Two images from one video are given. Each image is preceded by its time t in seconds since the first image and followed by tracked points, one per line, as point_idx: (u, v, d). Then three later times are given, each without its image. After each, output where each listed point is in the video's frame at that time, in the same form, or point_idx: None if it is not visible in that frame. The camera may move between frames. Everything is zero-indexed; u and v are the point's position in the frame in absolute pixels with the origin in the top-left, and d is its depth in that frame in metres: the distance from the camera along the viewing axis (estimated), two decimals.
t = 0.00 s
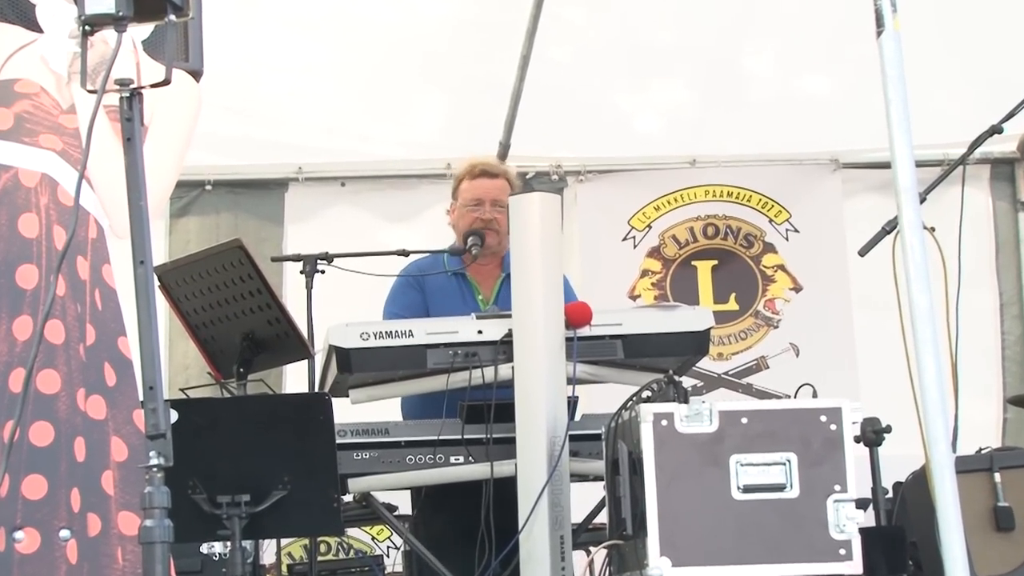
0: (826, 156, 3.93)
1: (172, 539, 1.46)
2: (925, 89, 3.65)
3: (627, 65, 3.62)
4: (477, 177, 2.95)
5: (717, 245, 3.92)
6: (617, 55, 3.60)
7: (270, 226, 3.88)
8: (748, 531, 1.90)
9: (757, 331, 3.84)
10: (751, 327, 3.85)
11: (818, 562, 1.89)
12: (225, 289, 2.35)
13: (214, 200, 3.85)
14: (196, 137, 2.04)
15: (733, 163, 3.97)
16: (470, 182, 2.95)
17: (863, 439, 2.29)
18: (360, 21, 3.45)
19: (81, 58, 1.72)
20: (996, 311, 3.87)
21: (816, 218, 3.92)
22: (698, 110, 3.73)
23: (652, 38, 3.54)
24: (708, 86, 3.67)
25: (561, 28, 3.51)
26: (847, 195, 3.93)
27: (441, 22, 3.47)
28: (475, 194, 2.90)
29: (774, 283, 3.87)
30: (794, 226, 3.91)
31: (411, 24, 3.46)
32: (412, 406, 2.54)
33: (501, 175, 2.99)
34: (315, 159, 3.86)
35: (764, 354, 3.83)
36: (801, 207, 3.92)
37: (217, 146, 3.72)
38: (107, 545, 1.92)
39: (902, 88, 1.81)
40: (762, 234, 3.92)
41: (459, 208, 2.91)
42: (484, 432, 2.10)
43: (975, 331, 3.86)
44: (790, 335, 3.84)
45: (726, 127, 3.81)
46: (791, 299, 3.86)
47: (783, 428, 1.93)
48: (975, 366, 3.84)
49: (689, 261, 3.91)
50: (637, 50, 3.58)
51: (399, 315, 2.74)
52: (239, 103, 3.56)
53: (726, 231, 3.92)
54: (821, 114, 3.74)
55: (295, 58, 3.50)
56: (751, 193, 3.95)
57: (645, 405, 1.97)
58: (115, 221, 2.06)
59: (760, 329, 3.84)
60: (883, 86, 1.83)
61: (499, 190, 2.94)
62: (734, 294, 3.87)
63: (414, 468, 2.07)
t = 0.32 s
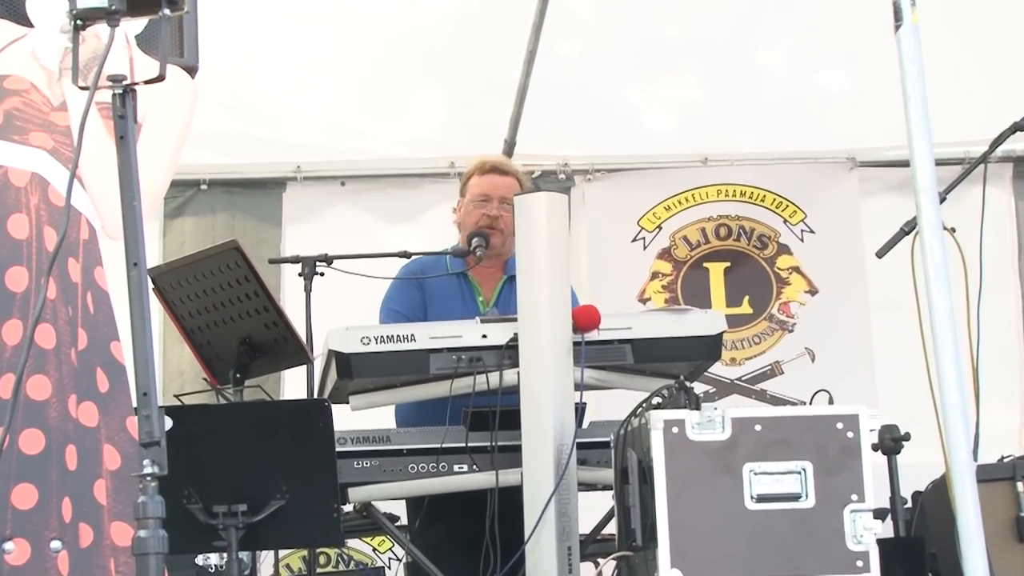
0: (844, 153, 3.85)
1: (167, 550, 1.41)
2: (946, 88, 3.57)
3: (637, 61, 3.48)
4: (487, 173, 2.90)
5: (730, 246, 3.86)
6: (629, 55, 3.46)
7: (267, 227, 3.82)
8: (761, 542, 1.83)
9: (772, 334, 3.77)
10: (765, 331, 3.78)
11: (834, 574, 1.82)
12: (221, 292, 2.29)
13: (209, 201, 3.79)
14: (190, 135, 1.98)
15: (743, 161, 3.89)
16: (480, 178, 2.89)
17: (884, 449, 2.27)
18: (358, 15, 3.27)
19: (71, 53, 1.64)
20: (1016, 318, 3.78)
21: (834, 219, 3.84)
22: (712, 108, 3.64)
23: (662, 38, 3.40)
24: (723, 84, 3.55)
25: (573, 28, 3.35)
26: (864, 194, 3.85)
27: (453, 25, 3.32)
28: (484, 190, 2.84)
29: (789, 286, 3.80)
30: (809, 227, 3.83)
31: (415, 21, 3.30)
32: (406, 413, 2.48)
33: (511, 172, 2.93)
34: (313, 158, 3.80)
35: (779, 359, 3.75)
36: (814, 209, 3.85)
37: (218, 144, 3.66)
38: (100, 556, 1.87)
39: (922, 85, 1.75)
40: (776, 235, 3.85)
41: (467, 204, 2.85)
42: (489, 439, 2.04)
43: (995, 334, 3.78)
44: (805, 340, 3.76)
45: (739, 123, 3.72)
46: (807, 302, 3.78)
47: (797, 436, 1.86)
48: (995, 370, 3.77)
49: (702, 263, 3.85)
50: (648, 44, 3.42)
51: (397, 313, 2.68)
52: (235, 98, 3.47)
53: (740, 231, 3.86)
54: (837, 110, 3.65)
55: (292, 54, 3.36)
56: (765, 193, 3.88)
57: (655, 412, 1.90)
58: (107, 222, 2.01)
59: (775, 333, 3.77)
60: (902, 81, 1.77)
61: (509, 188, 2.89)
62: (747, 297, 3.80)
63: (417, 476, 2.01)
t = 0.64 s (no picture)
0: (863, 149, 3.74)
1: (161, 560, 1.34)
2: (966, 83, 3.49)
3: (649, 54, 3.39)
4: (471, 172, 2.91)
5: (744, 245, 3.75)
6: (639, 48, 3.38)
7: (265, 225, 3.74)
8: (777, 552, 1.75)
9: (788, 337, 3.66)
10: (781, 333, 3.67)
11: None
12: (218, 293, 2.23)
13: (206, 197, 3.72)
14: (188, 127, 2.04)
15: (756, 157, 3.80)
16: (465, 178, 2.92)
17: (903, 455, 2.26)
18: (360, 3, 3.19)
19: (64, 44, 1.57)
20: None
21: (853, 216, 3.73)
22: (725, 102, 3.55)
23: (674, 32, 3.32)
24: (738, 77, 3.46)
25: (580, 20, 3.26)
26: (884, 191, 3.74)
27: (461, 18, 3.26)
28: (465, 189, 2.86)
29: (806, 286, 3.69)
30: (827, 226, 3.73)
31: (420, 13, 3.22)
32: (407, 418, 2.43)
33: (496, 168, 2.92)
34: (311, 154, 3.72)
35: (795, 362, 3.65)
36: (830, 206, 3.75)
37: (217, 140, 3.58)
38: (93, 564, 1.85)
39: (943, 76, 1.68)
40: (793, 234, 3.74)
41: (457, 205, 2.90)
42: (496, 445, 1.98)
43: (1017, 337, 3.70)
44: (823, 341, 3.65)
45: (756, 118, 3.62)
46: (824, 302, 3.67)
47: (815, 441, 1.78)
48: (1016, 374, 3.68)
49: (715, 262, 3.73)
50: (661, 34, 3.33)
51: (398, 317, 2.61)
52: (231, 91, 3.40)
53: (755, 230, 3.76)
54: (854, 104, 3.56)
55: (294, 47, 3.30)
56: (781, 190, 3.78)
57: (667, 416, 1.83)
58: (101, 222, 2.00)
59: (790, 335, 3.66)
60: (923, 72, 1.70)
61: (494, 181, 2.86)
62: (763, 298, 3.70)
63: (421, 483, 1.95)
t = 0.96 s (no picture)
0: (884, 143, 3.62)
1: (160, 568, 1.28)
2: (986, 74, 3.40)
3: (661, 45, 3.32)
4: (476, 163, 2.87)
5: (762, 242, 3.63)
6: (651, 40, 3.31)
7: (265, 222, 3.65)
8: (795, 561, 1.68)
9: (807, 338, 3.54)
10: (800, 333, 3.55)
11: None
12: (218, 292, 2.17)
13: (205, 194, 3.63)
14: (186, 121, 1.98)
15: (776, 154, 3.68)
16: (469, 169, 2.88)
17: (927, 459, 2.23)
18: None
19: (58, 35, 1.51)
20: None
21: (874, 213, 3.61)
22: (744, 96, 3.48)
23: (686, 23, 3.28)
24: (756, 69, 3.39)
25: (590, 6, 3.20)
26: (905, 185, 3.61)
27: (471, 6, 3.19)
28: (470, 178, 2.82)
29: (825, 285, 3.57)
30: (847, 222, 3.61)
31: (435, 5, 3.21)
32: (413, 422, 2.37)
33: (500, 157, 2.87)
34: (313, 147, 3.63)
35: (815, 364, 3.52)
36: (851, 202, 3.63)
37: (219, 134, 3.53)
38: (89, 573, 1.83)
39: (968, 67, 1.62)
40: (813, 231, 3.62)
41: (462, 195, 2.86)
42: (504, 450, 1.92)
43: None
44: (844, 343, 3.54)
45: (770, 113, 3.55)
46: (844, 302, 3.55)
47: (836, 446, 1.70)
48: None
49: (732, 260, 3.62)
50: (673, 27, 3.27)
51: (403, 316, 2.55)
52: (232, 84, 3.34)
53: (773, 227, 3.64)
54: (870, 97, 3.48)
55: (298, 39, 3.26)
56: (801, 185, 3.66)
57: (682, 420, 1.75)
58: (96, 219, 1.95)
59: (810, 336, 3.54)
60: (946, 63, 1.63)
61: (498, 171, 2.82)
62: (781, 297, 3.58)
63: (427, 489, 1.89)
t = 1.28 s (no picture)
0: (912, 137, 3.55)
1: None
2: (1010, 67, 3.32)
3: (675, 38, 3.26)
4: (487, 158, 2.82)
5: (785, 241, 3.56)
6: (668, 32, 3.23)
7: (271, 220, 3.59)
8: (819, 571, 1.60)
9: (832, 339, 3.47)
10: (825, 334, 3.48)
11: None
12: (221, 292, 2.11)
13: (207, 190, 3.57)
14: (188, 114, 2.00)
15: (801, 146, 3.60)
16: (480, 165, 2.82)
17: (956, 465, 2.30)
18: None
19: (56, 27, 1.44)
20: None
21: (898, 209, 3.54)
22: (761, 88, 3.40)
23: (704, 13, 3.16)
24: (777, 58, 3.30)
25: None
26: (932, 182, 3.54)
27: None
28: (481, 173, 2.76)
29: (852, 285, 3.50)
30: (873, 219, 3.54)
31: None
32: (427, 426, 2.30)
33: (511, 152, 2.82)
34: (319, 142, 3.56)
35: (840, 365, 3.46)
36: (877, 198, 3.55)
37: (225, 130, 3.47)
38: None
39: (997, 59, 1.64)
40: (837, 228, 3.55)
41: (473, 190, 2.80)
42: (517, 456, 1.86)
43: None
44: (869, 344, 3.47)
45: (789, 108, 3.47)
46: (871, 302, 3.48)
47: (862, 450, 1.63)
48: None
49: (753, 259, 3.55)
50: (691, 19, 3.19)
51: (413, 318, 2.50)
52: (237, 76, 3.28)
53: (796, 224, 3.57)
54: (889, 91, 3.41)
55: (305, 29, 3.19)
56: (825, 180, 3.59)
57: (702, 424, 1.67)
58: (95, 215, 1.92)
59: (835, 337, 3.48)
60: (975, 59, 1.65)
61: (511, 165, 2.76)
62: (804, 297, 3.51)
63: (437, 495, 1.84)
